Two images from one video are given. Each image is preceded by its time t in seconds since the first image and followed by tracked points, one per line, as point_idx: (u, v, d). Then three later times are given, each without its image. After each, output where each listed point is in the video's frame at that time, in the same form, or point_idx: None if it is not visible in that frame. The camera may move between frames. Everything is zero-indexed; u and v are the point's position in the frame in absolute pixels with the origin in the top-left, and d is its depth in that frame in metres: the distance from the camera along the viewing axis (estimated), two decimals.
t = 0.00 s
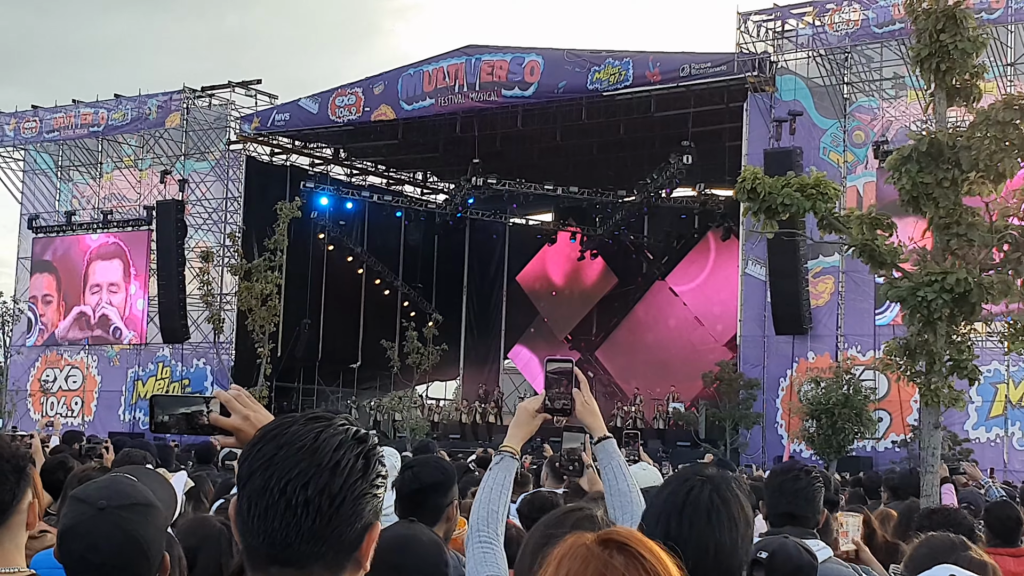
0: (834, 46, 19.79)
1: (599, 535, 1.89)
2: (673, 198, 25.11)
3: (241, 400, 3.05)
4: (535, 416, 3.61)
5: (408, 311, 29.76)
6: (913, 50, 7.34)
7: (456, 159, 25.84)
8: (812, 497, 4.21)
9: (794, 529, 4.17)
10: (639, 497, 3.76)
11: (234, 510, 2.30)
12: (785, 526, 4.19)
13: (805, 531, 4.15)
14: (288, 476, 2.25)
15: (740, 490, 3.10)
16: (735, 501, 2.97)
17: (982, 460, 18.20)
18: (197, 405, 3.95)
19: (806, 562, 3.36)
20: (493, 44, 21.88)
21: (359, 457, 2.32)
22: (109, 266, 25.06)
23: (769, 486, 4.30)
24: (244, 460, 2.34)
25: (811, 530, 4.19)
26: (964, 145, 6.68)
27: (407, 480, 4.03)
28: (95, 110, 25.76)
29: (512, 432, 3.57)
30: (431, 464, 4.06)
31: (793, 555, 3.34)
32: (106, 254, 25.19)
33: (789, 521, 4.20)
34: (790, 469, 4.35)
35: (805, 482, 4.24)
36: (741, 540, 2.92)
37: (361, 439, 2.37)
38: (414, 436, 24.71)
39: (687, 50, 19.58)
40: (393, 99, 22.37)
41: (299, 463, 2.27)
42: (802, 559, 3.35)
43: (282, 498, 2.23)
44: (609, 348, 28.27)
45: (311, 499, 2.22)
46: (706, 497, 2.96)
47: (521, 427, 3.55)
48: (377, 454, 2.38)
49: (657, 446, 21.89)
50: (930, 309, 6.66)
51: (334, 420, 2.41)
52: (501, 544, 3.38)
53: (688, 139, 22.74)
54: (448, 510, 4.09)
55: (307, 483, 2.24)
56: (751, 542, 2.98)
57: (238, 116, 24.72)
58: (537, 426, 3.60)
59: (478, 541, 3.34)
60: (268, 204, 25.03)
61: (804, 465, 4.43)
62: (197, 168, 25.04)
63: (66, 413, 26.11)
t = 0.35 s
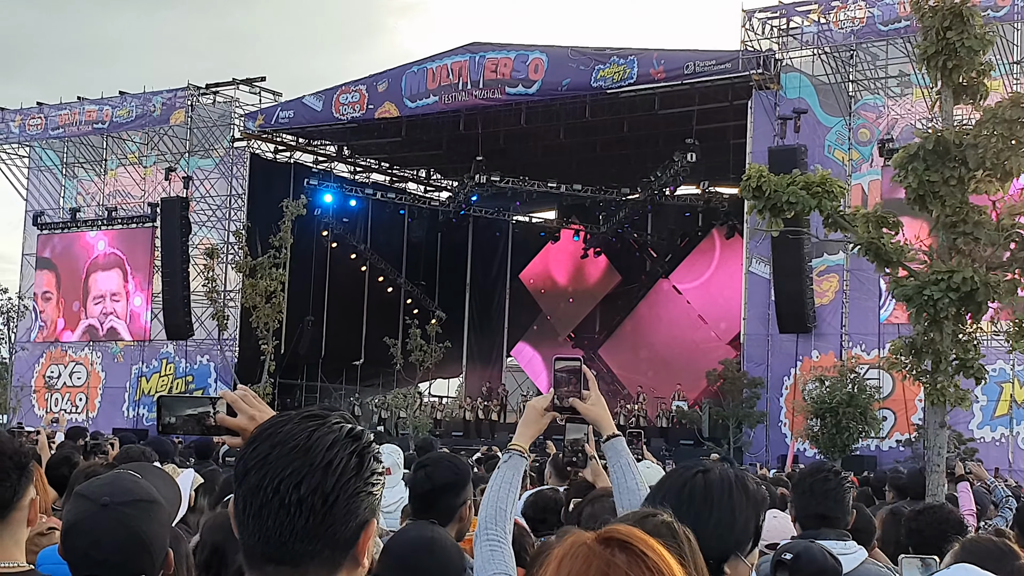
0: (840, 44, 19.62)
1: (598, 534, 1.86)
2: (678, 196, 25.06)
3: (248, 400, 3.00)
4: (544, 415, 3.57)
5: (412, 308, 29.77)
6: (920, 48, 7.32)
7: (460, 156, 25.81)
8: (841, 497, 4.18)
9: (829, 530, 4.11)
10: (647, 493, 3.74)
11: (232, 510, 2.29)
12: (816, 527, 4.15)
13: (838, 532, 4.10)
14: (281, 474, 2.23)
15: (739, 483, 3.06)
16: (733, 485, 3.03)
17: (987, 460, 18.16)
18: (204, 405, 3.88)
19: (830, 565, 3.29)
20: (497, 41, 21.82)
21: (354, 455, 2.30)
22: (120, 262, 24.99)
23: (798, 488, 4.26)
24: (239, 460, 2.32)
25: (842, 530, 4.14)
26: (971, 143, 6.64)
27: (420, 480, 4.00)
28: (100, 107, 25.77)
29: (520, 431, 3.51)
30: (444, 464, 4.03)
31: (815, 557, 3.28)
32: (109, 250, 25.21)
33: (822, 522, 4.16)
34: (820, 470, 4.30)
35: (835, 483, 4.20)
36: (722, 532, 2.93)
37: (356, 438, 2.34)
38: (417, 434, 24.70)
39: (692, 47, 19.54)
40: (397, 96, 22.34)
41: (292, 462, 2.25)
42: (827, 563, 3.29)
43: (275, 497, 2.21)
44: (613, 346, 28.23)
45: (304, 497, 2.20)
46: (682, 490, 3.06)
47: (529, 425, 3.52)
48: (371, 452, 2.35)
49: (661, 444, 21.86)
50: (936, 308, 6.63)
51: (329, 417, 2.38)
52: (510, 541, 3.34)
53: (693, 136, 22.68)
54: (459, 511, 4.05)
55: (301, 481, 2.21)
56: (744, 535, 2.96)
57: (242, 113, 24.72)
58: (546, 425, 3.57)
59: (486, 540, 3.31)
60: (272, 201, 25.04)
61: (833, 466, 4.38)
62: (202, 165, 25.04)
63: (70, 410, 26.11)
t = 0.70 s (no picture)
0: (842, 43, 19.65)
1: (604, 536, 1.90)
2: (680, 194, 25.10)
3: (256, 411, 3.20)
4: (557, 414, 3.61)
5: (414, 307, 29.85)
6: (923, 47, 7.37)
7: (463, 155, 25.85)
8: (839, 494, 4.22)
9: (834, 531, 4.15)
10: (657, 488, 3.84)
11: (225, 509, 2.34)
12: (816, 525, 4.18)
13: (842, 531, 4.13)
14: (272, 477, 2.27)
15: (741, 482, 3.09)
16: (734, 485, 3.07)
17: (989, 458, 18.18)
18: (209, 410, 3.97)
19: (833, 565, 3.27)
20: (500, 40, 21.85)
21: (345, 458, 2.33)
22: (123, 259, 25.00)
23: (796, 488, 4.27)
24: (232, 461, 2.37)
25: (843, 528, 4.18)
26: (973, 142, 6.69)
27: (424, 480, 4.06)
28: (103, 106, 25.83)
29: (534, 430, 3.54)
30: (448, 465, 4.09)
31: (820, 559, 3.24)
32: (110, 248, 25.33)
33: (823, 520, 4.19)
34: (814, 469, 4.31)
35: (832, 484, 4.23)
36: (721, 527, 2.97)
37: (347, 440, 2.37)
38: (420, 432, 24.74)
39: (694, 46, 19.56)
40: (400, 95, 22.38)
41: (282, 465, 2.29)
42: (831, 563, 3.27)
43: (266, 499, 2.25)
44: (617, 345, 28.23)
45: (293, 501, 2.24)
46: (684, 484, 3.11)
47: (543, 425, 3.53)
48: (363, 455, 2.38)
49: (664, 442, 21.89)
50: (939, 307, 6.69)
51: (321, 420, 2.41)
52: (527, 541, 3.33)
53: (696, 136, 22.70)
54: (464, 512, 4.10)
55: (290, 485, 2.25)
56: (739, 530, 2.99)
57: (245, 112, 24.79)
58: (560, 424, 3.58)
59: (503, 540, 3.30)
60: (275, 201, 25.11)
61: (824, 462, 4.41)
62: (205, 164, 25.10)
63: (73, 409, 26.16)
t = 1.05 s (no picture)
0: (841, 40, 19.67)
1: (596, 528, 1.88)
2: (679, 193, 25.08)
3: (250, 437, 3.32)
4: (570, 413, 3.63)
5: (414, 306, 29.87)
6: (924, 44, 7.37)
7: (463, 154, 25.83)
8: (802, 488, 4.28)
9: (794, 523, 4.19)
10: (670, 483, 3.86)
11: (222, 516, 2.33)
12: (782, 520, 4.24)
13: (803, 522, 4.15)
14: (267, 483, 2.26)
15: (744, 482, 3.08)
16: (736, 484, 3.05)
17: (990, 456, 18.17)
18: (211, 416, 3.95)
19: (815, 555, 3.18)
20: (499, 39, 21.83)
21: (340, 463, 2.31)
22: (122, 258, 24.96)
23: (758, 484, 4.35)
24: (228, 468, 2.36)
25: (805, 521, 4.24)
26: (975, 140, 6.68)
27: (426, 493, 4.05)
28: (102, 105, 25.80)
29: (547, 430, 3.57)
30: (450, 477, 4.09)
31: (800, 547, 3.18)
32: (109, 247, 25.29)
33: (788, 515, 4.25)
34: (781, 465, 4.40)
35: (795, 477, 4.29)
36: (723, 528, 2.93)
37: (343, 446, 2.36)
38: (421, 431, 24.72)
39: (694, 45, 19.56)
40: (399, 94, 22.36)
41: (278, 471, 2.28)
42: (812, 551, 3.18)
43: (262, 506, 2.24)
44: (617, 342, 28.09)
45: (289, 506, 2.22)
46: (689, 478, 3.11)
47: (556, 424, 3.57)
48: (360, 460, 2.36)
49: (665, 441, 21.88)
50: (940, 305, 6.67)
51: (317, 425, 2.41)
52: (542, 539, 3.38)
53: (696, 134, 22.70)
54: (466, 521, 4.10)
55: (286, 490, 2.24)
56: (737, 530, 2.94)
57: (245, 111, 24.78)
58: (572, 422, 3.61)
59: (521, 539, 3.35)
60: (274, 200, 25.08)
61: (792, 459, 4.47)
62: (204, 163, 25.07)
63: (73, 408, 26.14)
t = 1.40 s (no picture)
0: (846, 39, 19.61)
1: (589, 527, 1.85)
2: (683, 191, 25.03)
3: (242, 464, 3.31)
4: (582, 412, 3.61)
5: (417, 303, 29.89)
6: (930, 43, 7.32)
7: (466, 151, 25.78)
8: (776, 486, 4.38)
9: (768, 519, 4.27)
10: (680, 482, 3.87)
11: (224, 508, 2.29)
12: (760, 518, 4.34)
13: (776, 519, 4.24)
14: (268, 474, 2.23)
15: (737, 480, 3.02)
16: (729, 482, 2.98)
17: (993, 457, 18.11)
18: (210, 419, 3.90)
19: (807, 547, 3.12)
20: (503, 36, 21.78)
21: (343, 454, 2.28)
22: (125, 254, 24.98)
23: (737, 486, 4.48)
24: (228, 460, 2.32)
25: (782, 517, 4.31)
26: (982, 139, 6.63)
27: (427, 476, 4.00)
28: (106, 101, 25.80)
29: (559, 429, 3.56)
30: (450, 460, 4.06)
31: (792, 541, 3.11)
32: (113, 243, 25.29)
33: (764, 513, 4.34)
34: (759, 467, 4.55)
35: (771, 475, 4.42)
36: (720, 528, 2.87)
37: (346, 437, 2.33)
38: (423, 429, 24.68)
39: (699, 43, 19.52)
40: (403, 91, 22.33)
41: (279, 462, 2.24)
42: (802, 545, 3.13)
43: (263, 497, 2.21)
44: (619, 340, 28.02)
45: (291, 497, 2.19)
46: (688, 475, 3.00)
47: (568, 424, 3.56)
48: (362, 451, 2.34)
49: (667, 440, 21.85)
50: (946, 305, 6.62)
51: (319, 416, 2.37)
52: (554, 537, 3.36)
53: (700, 132, 22.65)
54: (465, 502, 4.09)
55: (288, 481, 2.21)
56: (732, 530, 2.88)
57: (249, 108, 24.77)
58: (585, 421, 3.60)
59: (534, 536, 3.32)
60: (278, 196, 25.06)
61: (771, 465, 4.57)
62: (208, 159, 25.06)
63: (76, 403, 26.16)
